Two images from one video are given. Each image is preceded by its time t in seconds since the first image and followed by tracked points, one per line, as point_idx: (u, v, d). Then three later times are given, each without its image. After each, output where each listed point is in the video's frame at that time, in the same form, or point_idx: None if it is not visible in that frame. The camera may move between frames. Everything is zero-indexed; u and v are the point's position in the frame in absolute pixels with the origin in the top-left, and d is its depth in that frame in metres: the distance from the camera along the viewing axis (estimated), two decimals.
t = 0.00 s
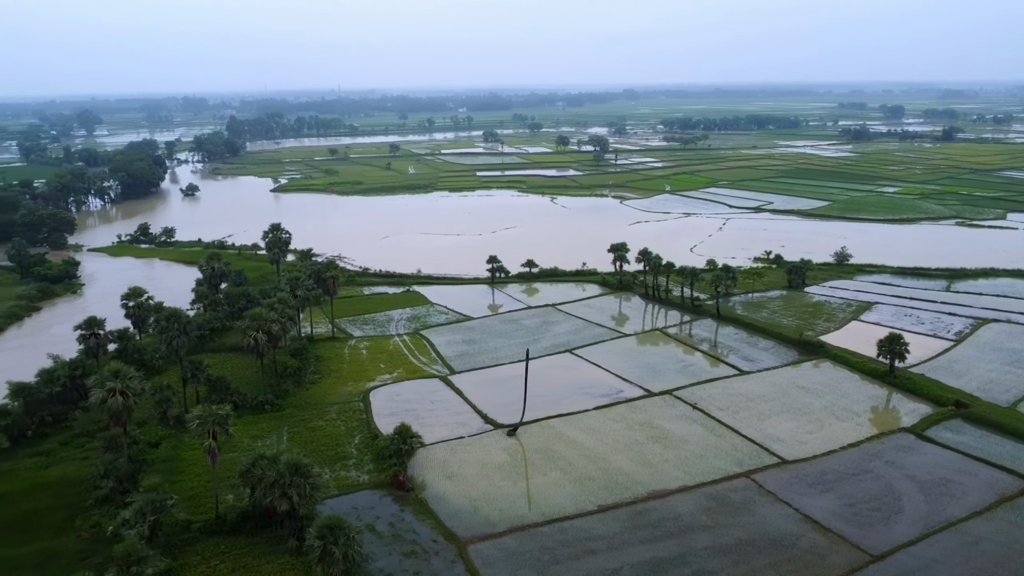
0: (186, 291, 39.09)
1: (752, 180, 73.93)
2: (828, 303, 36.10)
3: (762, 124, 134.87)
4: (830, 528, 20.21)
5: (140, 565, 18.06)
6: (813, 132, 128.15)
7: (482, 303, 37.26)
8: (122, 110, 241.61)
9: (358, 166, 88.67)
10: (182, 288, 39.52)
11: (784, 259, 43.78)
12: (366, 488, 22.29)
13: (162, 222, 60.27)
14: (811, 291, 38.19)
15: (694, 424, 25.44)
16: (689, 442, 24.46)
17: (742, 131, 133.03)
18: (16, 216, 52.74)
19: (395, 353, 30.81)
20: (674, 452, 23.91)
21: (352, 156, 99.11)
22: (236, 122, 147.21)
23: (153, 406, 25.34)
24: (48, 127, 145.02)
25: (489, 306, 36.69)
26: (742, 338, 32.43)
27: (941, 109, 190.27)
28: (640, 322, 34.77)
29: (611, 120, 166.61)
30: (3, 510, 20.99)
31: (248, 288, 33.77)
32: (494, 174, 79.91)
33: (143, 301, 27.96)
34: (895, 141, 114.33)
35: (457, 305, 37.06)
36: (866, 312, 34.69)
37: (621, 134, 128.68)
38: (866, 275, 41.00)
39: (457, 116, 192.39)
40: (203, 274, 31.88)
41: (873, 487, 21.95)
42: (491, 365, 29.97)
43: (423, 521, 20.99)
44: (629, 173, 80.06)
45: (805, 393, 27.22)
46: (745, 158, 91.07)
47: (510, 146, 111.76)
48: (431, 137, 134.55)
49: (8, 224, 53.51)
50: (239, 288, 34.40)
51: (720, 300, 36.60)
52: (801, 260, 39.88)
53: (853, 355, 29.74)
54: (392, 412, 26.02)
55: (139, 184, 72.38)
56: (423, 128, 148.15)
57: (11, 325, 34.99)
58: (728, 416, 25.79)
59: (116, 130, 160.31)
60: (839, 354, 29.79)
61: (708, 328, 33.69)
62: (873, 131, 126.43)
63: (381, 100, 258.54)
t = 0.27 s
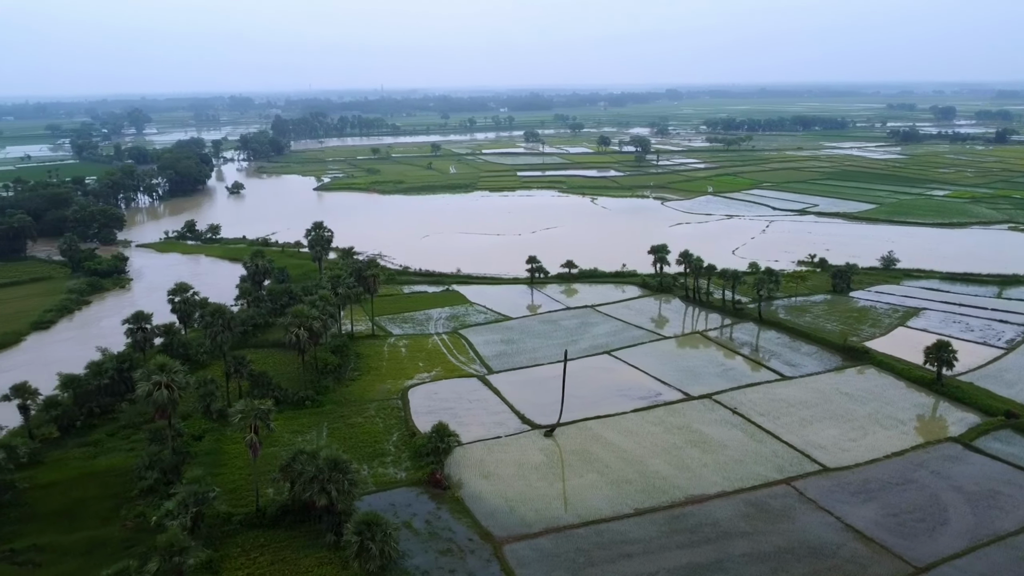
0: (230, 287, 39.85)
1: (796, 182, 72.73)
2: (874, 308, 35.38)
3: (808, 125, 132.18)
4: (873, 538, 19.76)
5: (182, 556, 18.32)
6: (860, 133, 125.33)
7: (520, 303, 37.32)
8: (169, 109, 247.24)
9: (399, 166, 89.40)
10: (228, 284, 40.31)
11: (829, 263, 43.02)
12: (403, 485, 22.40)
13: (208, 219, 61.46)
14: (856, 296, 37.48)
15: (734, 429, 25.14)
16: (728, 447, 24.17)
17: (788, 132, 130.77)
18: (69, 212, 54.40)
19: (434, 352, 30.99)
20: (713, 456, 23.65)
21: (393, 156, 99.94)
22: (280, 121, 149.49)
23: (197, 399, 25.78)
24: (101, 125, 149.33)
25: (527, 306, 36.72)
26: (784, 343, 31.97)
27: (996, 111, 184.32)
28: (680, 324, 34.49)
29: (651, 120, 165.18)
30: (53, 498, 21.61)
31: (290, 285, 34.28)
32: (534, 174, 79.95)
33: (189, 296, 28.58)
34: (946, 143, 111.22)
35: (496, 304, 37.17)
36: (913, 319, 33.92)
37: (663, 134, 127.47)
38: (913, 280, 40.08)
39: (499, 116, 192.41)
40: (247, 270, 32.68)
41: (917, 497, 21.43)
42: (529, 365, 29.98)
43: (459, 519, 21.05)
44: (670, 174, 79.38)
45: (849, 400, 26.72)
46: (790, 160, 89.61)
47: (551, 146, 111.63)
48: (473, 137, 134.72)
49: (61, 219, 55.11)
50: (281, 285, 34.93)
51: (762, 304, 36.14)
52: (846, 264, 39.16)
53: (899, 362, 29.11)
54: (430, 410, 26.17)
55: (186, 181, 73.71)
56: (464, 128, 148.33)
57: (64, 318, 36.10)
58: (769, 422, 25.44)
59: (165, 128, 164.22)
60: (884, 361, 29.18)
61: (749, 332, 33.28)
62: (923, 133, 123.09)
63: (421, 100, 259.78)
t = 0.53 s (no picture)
0: (269, 284, 40.47)
1: (837, 184, 71.56)
2: (915, 313, 34.69)
3: (849, 125, 129.91)
4: (912, 548, 19.36)
5: (219, 547, 18.48)
6: (904, 134, 122.62)
7: (554, 303, 37.33)
8: (211, 107, 252.02)
9: (435, 165, 89.94)
10: (266, 281, 40.95)
11: (869, 267, 42.30)
12: (436, 483, 22.49)
13: (246, 217, 62.42)
14: (897, 300, 36.80)
15: (769, 434, 24.85)
16: (763, 451, 23.89)
17: (829, 132, 128.65)
18: (113, 208, 55.66)
19: (468, 351, 31.11)
20: (748, 461, 23.40)
21: (430, 155, 100.61)
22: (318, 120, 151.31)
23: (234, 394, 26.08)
24: (146, 122, 152.89)
25: (561, 306, 36.74)
26: (822, 347, 31.52)
27: None
28: (715, 326, 34.19)
29: (689, 120, 163.62)
30: (93, 489, 22.07)
31: (326, 283, 34.70)
32: (570, 174, 79.93)
33: (228, 292, 28.86)
34: (994, 144, 108.28)
35: (529, 304, 37.23)
36: (956, 325, 33.19)
37: (701, 134, 126.19)
38: (956, 285, 39.19)
39: (535, 115, 192.45)
40: (284, 268, 33.10)
41: (958, 507, 20.96)
42: (563, 365, 29.95)
43: (491, 518, 21.08)
44: (707, 175, 78.76)
45: (888, 406, 26.25)
46: (831, 161, 88.20)
47: (587, 146, 111.39)
48: (509, 136, 134.80)
49: (105, 216, 56.37)
50: (317, 283, 35.41)
51: (799, 307, 35.68)
52: (887, 268, 38.47)
53: (941, 369, 28.52)
54: (463, 409, 26.28)
55: (225, 179, 74.84)
56: (501, 127, 148.30)
57: (106, 312, 37.01)
58: (805, 427, 25.11)
59: (206, 126, 167.35)
60: (926, 367, 28.60)
61: (787, 335, 32.88)
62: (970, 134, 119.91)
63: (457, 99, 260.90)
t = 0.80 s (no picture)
0: (312, 280, 41.08)
1: (885, 186, 69.99)
2: (965, 320, 33.78)
3: (898, 126, 126.95)
4: (958, 560, 18.84)
5: (259, 539, 18.57)
6: (956, 136, 119.21)
7: (593, 304, 37.27)
8: (256, 106, 257.08)
9: (477, 164, 90.29)
10: (310, 277, 41.55)
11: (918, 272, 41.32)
12: (473, 482, 22.56)
13: (290, 214, 63.36)
14: (946, 306, 35.88)
15: (811, 440, 24.45)
16: (804, 458, 23.51)
17: (878, 133, 125.84)
18: (161, 205, 56.85)
19: (506, 351, 31.22)
20: (788, 467, 23.05)
21: (472, 154, 101.05)
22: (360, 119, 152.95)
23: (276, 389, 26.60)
24: (195, 121, 156.74)
25: (600, 307, 36.65)
26: (867, 353, 30.93)
27: None
28: (757, 330, 33.76)
29: (732, 120, 161.37)
30: (139, 478, 22.58)
31: (367, 280, 35.14)
32: (611, 174, 79.66)
33: (270, 289, 28.99)
34: None
35: (568, 304, 37.22)
36: (1008, 333, 32.22)
37: (745, 134, 124.52)
38: (1009, 292, 38.03)
39: (575, 115, 191.92)
40: (326, 265, 33.56)
41: (1007, 520, 20.33)
42: (601, 367, 29.88)
43: (527, 518, 21.06)
44: (751, 176, 77.79)
45: (935, 415, 25.63)
46: (879, 163, 86.30)
47: (629, 146, 110.81)
48: (551, 136, 134.57)
49: (153, 212, 57.59)
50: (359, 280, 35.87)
51: (844, 312, 35.06)
52: (936, 273, 37.55)
53: (992, 377, 27.73)
54: (500, 408, 26.38)
55: (269, 176, 76.02)
56: (542, 127, 147.95)
57: (153, 306, 37.94)
58: (848, 434, 24.66)
59: (252, 125, 170.50)
60: (975, 375, 27.83)
61: (830, 340, 32.33)
62: None
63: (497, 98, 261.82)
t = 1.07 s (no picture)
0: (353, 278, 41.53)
1: (934, 189, 68.29)
2: (1017, 328, 32.80)
3: (949, 128, 123.67)
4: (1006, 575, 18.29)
5: (297, 533, 18.62)
6: (1010, 138, 115.58)
7: (632, 305, 37.14)
8: (300, 105, 260.79)
9: (517, 164, 90.44)
10: (351, 275, 42.00)
11: (967, 277, 40.28)
12: (509, 481, 22.58)
13: (331, 213, 64.11)
14: (997, 313, 34.91)
15: (853, 448, 24.01)
16: (846, 466, 23.09)
17: (927, 135, 122.80)
18: (206, 202, 57.82)
19: (544, 351, 31.32)
20: (829, 475, 22.65)
21: (512, 153, 101.23)
22: (401, 118, 154.17)
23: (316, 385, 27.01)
24: (240, 120, 159.90)
25: (639, 309, 36.48)
26: (913, 359, 30.27)
27: None
28: (799, 334, 33.26)
29: (776, 120, 158.71)
30: (181, 470, 23.02)
31: (406, 279, 35.50)
32: (652, 175, 79.21)
33: (312, 287, 30.15)
34: None
35: (606, 305, 37.14)
36: None
37: (789, 135, 122.42)
38: None
39: (615, 115, 191.03)
40: (366, 263, 34.04)
41: None
42: (639, 369, 29.73)
43: (562, 519, 21.00)
44: (795, 177, 76.66)
45: (984, 424, 24.97)
46: (930, 165, 84.18)
47: (670, 146, 109.90)
48: (591, 136, 134.05)
49: (198, 209, 58.65)
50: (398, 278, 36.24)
51: (889, 317, 34.37)
52: (987, 279, 36.55)
53: None
54: (537, 409, 26.43)
55: (312, 175, 76.92)
56: (583, 127, 147.41)
57: (198, 301, 38.70)
58: (892, 443, 24.15)
59: (295, 124, 172.97)
60: None
61: (875, 346, 31.71)
62: None
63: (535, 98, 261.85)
